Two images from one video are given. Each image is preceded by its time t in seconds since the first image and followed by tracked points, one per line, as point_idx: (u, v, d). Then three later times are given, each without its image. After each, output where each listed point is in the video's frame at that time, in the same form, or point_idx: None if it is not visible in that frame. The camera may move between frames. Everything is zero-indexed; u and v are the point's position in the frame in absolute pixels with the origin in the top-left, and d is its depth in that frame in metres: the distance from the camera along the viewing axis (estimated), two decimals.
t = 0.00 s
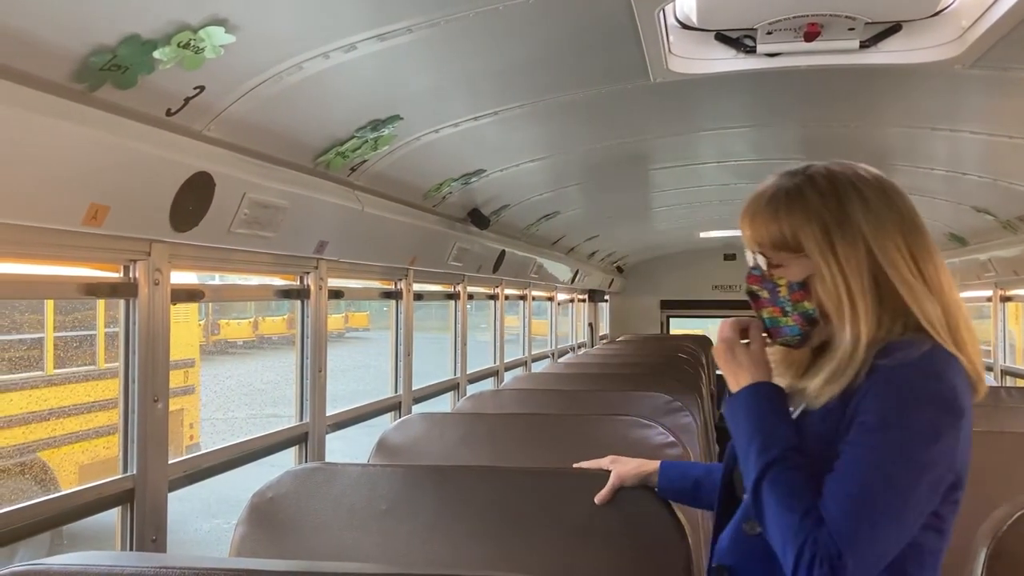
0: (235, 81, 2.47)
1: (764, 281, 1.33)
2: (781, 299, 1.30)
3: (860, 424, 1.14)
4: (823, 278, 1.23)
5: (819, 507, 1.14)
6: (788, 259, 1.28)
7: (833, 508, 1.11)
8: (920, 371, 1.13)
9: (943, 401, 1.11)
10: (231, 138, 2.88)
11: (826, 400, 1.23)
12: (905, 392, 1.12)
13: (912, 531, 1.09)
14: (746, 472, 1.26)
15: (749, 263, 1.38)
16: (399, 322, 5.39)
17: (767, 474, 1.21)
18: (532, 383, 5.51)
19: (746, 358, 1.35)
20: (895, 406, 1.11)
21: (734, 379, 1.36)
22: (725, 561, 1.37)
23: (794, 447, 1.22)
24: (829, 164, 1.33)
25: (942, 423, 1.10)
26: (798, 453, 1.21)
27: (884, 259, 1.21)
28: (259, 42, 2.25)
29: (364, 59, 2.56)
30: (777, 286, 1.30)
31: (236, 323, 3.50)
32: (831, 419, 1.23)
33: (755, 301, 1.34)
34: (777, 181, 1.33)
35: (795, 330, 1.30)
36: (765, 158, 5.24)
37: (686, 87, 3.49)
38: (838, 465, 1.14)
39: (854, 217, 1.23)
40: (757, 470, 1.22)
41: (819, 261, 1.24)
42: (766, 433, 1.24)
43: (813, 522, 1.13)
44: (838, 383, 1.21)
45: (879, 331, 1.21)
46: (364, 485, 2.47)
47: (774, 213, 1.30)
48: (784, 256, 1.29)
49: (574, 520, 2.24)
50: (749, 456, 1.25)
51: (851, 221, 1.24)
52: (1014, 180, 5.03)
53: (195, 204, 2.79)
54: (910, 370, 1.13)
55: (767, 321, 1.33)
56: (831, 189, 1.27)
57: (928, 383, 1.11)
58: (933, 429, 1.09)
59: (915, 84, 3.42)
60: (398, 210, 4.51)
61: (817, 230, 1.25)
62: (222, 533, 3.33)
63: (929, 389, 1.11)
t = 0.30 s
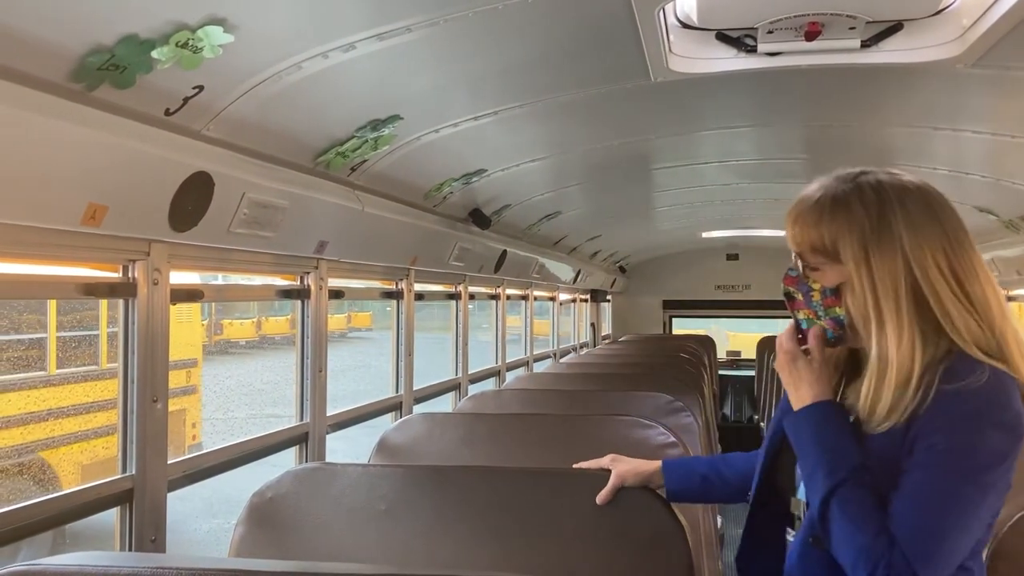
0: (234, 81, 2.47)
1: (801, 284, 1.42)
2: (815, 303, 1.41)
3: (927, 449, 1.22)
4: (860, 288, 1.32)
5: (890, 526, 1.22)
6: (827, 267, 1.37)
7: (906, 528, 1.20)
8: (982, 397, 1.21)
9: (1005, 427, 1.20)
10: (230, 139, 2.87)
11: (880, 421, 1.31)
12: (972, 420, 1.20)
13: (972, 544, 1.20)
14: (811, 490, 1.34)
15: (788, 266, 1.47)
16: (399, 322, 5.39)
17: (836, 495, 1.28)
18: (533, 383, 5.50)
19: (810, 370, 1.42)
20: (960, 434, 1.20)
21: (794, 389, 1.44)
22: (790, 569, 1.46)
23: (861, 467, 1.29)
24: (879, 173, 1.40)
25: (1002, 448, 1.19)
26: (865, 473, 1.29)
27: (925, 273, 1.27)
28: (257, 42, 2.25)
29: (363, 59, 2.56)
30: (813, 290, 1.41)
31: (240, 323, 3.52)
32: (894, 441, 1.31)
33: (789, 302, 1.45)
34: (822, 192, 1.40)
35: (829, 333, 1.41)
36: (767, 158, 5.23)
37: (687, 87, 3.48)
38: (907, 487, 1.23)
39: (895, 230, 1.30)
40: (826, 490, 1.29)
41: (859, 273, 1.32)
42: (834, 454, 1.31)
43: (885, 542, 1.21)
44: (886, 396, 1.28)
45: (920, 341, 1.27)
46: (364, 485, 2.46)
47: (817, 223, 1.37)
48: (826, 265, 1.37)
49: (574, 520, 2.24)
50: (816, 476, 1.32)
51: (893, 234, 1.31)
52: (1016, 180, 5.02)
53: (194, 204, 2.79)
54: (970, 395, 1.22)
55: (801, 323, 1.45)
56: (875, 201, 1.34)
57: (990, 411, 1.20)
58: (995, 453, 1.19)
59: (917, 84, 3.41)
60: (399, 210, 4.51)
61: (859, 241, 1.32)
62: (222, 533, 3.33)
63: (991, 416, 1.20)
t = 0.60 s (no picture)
0: (227, 79, 2.46)
1: (855, 257, 1.36)
2: (868, 277, 1.34)
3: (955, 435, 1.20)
4: (924, 263, 1.30)
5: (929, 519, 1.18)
6: (890, 239, 1.34)
7: (945, 517, 1.17)
8: (1001, 383, 1.21)
9: None
10: (225, 137, 2.87)
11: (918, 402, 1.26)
12: (997, 408, 1.19)
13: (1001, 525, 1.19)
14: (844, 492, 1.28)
15: (833, 238, 1.41)
16: (398, 321, 5.39)
17: (875, 495, 1.22)
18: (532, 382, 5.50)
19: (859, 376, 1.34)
20: (989, 418, 1.19)
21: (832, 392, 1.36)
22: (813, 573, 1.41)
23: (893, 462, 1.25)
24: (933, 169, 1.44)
25: None
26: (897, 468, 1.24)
27: (975, 265, 1.29)
28: (250, 38, 2.24)
29: (360, 55, 2.55)
30: (870, 263, 1.34)
31: (242, 322, 3.55)
32: (914, 427, 1.28)
33: (841, 275, 1.36)
34: (885, 167, 1.40)
35: (869, 310, 1.35)
36: (767, 157, 5.22)
37: (684, 85, 3.47)
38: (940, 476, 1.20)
39: (958, 215, 1.31)
40: (863, 490, 1.23)
41: (922, 249, 1.31)
42: (869, 453, 1.25)
43: (929, 535, 1.17)
44: (928, 373, 1.26)
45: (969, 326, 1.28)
46: (359, 484, 2.46)
47: (885, 192, 1.37)
48: (882, 235, 1.35)
49: (571, 518, 2.23)
50: (856, 476, 1.25)
51: (954, 220, 1.32)
52: (1017, 179, 5.02)
53: (188, 202, 2.78)
54: (998, 378, 1.22)
55: (835, 302, 1.37)
56: (937, 186, 1.36)
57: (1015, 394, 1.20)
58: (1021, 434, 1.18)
59: (915, 82, 3.40)
60: (396, 209, 4.50)
61: (925, 218, 1.33)
62: (218, 531, 3.33)
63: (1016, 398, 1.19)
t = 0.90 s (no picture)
0: (217, 77, 2.45)
1: (887, 243, 1.47)
2: (902, 261, 1.44)
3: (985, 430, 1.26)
4: (942, 250, 1.45)
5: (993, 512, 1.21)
6: (910, 229, 1.49)
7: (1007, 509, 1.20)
8: (998, 366, 1.31)
9: None
10: (217, 136, 2.86)
11: (932, 367, 1.35)
12: (1005, 397, 1.27)
13: None
14: (914, 520, 1.21)
15: (861, 223, 1.52)
16: (394, 321, 5.38)
17: (955, 518, 1.18)
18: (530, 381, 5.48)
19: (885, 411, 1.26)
20: (1011, 406, 1.26)
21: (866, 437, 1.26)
22: None
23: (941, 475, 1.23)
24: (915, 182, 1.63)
25: None
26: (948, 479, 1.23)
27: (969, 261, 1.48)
28: (240, 36, 2.24)
29: (351, 53, 2.55)
30: (902, 250, 1.45)
31: (244, 323, 3.61)
32: (918, 416, 1.35)
33: (876, 260, 1.45)
34: (899, 165, 1.55)
35: (898, 295, 1.44)
36: (765, 156, 5.21)
37: (680, 84, 3.46)
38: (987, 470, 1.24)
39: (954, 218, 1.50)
40: (945, 526, 1.18)
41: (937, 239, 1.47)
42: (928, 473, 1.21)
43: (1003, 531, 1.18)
44: (936, 343, 1.36)
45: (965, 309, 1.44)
46: (352, 483, 2.46)
47: (914, 185, 1.49)
48: (905, 226, 1.49)
49: (563, 518, 2.22)
50: (938, 513, 1.19)
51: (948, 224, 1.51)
52: (1017, 178, 5.01)
53: (179, 201, 2.78)
54: (1001, 361, 1.32)
55: (870, 288, 1.45)
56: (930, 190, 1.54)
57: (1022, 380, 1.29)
58: None
59: (912, 80, 3.40)
60: (392, 209, 4.49)
61: (935, 215, 1.49)
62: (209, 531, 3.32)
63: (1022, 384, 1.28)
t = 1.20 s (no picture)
0: (206, 76, 2.44)
1: (861, 245, 1.49)
2: (874, 262, 1.47)
3: (973, 423, 1.31)
4: (903, 251, 1.50)
5: (997, 492, 1.29)
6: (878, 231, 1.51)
7: (1007, 485, 1.30)
8: (968, 362, 1.34)
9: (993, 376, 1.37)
10: (207, 135, 2.86)
11: (904, 364, 1.38)
12: (983, 386, 1.32)
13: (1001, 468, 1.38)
14: (953, 521, 1.24)
15: (835, 226, 1.52)
16: (390, 320, 5.37)
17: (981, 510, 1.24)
18: (526, 381, 5.48)
19: (907, 448, 1.25)
20: (990, 398, 1.31)
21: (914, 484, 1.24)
22: None
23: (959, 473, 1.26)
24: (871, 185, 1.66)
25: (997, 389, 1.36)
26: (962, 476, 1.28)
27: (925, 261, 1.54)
28: (229, 35, 2.23)
29: (342, 53, 2.54)
30: (875, 251, 1.48)
31: (246, 322, 3.68)
32: (903, 416, 1.37)
33: (851, 260, 1.47)
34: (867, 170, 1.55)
35: (871, 294, 1.47)
36: (762, 155, 5.21)
37: (674, 83, 3.46)
38: (982, 456, 1.31)
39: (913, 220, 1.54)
40: (977, 520, 1.24)
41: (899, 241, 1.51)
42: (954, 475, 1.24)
43: (1011, 507, 1.28)
44: (908, 341, 1.40)
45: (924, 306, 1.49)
46: (343, 483, 2.46)
47: (882, 189, 1.51)
48: (875, 228, 1.51)
49: (554, 518, 2.21)
50: (970, 510, 1.23)
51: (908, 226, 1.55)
52: (1015, 177, 5.01)
53: (170, 201, 2.77)
54: (969, 355, 1.35)
55: (845, 288, 1.47)
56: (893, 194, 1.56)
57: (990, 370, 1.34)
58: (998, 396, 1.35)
59: (907, 79, 3.40)
60: (386, 209, 4.48)
61: (898, 219, 1.52)
62: (201, 532, 3.32)
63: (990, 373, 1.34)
